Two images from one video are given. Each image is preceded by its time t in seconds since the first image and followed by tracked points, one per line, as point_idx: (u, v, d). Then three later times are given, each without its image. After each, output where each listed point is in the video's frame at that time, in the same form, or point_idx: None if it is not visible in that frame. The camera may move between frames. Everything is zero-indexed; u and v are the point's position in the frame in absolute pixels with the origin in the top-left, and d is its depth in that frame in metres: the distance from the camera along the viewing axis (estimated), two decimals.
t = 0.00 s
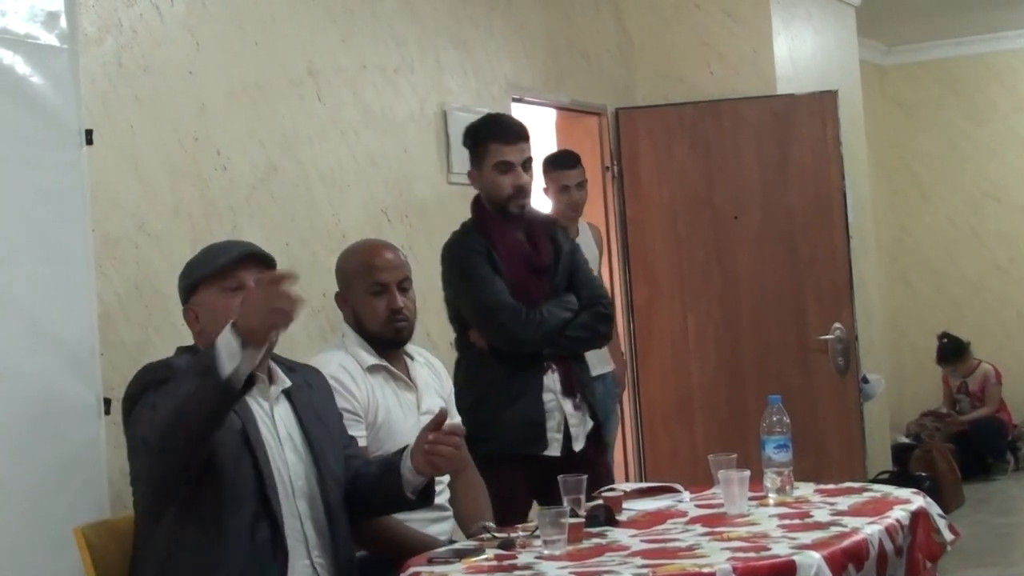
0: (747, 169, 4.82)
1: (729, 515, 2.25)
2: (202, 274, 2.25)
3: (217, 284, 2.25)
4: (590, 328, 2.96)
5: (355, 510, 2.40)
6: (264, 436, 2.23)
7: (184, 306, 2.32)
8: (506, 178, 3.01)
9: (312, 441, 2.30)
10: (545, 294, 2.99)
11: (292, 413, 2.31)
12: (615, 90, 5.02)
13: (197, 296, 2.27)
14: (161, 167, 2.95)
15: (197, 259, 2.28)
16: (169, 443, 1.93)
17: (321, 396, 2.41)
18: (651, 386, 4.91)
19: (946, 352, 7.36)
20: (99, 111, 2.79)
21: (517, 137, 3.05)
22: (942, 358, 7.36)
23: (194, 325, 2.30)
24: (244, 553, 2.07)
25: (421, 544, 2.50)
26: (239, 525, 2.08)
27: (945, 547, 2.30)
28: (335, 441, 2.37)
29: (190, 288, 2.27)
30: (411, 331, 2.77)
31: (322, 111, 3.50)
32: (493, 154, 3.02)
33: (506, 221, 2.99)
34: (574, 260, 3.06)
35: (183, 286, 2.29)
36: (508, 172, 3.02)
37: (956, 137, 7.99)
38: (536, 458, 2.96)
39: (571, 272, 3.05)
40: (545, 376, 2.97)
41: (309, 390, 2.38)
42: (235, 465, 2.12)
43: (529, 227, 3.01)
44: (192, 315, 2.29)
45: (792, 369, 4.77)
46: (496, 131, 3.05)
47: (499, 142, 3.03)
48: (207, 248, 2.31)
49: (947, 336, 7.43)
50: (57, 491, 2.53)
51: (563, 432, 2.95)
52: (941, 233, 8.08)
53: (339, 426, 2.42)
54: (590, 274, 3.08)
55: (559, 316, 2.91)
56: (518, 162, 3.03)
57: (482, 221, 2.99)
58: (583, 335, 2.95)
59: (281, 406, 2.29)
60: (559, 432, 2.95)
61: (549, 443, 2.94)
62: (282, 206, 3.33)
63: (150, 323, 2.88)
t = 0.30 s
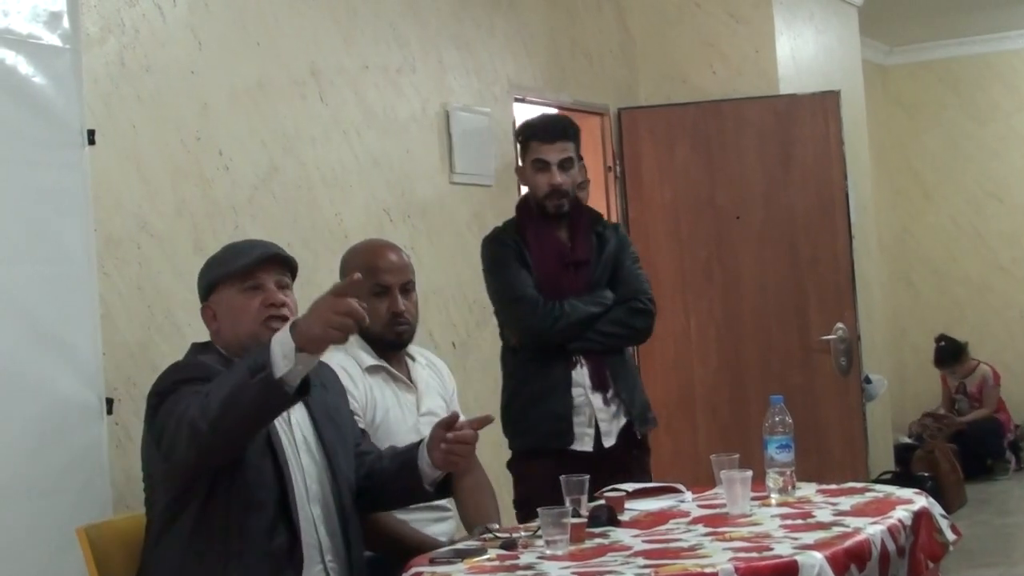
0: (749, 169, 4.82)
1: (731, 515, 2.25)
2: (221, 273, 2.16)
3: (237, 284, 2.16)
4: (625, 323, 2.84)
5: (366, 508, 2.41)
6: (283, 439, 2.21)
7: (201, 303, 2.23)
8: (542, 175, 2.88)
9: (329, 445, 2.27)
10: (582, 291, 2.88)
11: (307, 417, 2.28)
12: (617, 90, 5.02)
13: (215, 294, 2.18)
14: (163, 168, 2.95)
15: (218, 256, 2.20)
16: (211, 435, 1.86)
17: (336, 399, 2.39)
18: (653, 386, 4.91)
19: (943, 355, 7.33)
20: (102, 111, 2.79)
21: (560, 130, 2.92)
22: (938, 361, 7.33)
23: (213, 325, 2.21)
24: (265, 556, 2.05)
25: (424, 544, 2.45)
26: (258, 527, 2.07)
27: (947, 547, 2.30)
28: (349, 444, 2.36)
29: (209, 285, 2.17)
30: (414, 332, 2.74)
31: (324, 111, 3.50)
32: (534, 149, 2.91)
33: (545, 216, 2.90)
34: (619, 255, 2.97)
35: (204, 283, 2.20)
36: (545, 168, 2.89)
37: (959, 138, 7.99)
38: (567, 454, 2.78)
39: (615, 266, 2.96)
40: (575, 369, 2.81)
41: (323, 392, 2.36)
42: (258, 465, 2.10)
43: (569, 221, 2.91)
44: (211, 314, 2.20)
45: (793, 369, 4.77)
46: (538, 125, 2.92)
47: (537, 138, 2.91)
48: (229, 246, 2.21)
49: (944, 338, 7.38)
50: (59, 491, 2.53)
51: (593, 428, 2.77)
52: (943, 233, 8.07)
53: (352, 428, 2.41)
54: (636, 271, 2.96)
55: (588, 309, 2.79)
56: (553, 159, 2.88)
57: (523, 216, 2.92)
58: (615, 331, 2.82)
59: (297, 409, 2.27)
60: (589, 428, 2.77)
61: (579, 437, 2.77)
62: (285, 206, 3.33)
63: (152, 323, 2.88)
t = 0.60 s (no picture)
0: (751, 169, 4.82)
1: (732, 515, 2.25)
2: (224, 276, 2.11)
3: (242, 287, 2.12)
4: (635, 322, 2.82)
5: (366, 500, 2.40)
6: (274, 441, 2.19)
7: (192, 304, 2.17)
8: (558, 172, 2.89)
9: (322, 443, 2.26)
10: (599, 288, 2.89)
11: (299, 417, 2.27)
12: (619, 90, 5.03)
13: (213, 298, 2.13)
14: (165, 169, 2.95)
15: (215, 258, 2.14)
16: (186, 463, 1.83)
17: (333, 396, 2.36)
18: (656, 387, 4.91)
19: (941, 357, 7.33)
20: (104, 112, 2.79)
21: (577, 128, 2.94)
22: (937, 363, 7.34)
23: (208, 327, 2.14)
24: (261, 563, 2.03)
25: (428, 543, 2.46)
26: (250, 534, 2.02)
27: (949, 546, 2.30)
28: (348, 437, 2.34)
29: (208, 288, 2.12)
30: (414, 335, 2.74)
31: (326, 112, 3.50)
32: (550, 147, 2.95)
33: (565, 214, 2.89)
34: (643, 254, 2.95)
35: (199, 283, 2.14)
36: (560, 166, 2.90)
37: (960, 137, 7.98)
38: (576, 452, 2.77)
39: (637, 264, 2.94)
40: (587, 368, 2.80)
41: (317, 391, 2.33)
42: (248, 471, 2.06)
43: (591, 219, 2.90)
44: (208, 315, 2.14)
45: (795, 370, 4.77)
46: (558, 124, 2.96)
47: (558, 135, 2.94)
48: (224, 248, 2.16)
49: (942, 341, 7.38)
50: (61, 492, 2.53)
51: (603, 426, 2.76)
52: (945, 233, 8.07)
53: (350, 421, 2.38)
54: (658, 270, 2.94)
55: (596, 309, 2.78)
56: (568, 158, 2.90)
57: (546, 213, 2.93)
58: (627, 330, 2.80)
59: (291, 408, 2.26)
60: (599, 426, 2.76)
61: (588, 435, 2.76)
62: (286, 206, 3.33)
63: (155, 323, 2.89)
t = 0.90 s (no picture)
0: (752, 169, 4.82)
1: (733, 515, 2.25)
2: (226, 280, 2.12)
3: (243, 290, 2.14)
4: (635, 319, 2.80)
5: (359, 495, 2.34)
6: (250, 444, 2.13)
7: (187, 314, 2.14)
8: (559, 171, 2.90)
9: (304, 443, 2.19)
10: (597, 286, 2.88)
11: (284, 415, 2.21)
12: (619, 90, 5.03)
13: (215, 302, 2.12)
14: (166, 168, 2.95)
15: (207, 263, 2.14)
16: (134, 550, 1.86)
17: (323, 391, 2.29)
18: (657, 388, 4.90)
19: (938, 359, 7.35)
20: (104, 112, 2.79)
21: (579, 125, 2.93)
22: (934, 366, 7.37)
23: (205, 331, 2.13)
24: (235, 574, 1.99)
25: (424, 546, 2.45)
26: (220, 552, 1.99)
27: (949, 546, 2.30)
28: (337, 431, 2.26)
29: (211, 292, 2.12)
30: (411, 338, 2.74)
31: (327, 111, 3.50)
32: (553, 145, 2.94)
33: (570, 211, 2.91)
34: (648, 252, 2.91)
35: (195, 286, 2.13)
36: (562, 163, 2.90)
37: (961, 137, 7.98)
38: (573, 450, 2.78)
39: (642, 262, 2.91)
40: (586, 366, 2.80)
41: (307, 387, 2.27)
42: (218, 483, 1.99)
43: (595, 217, 2.91)
44: (205, 319, 2.13)
45: (796, 369, 4.76)
46: (561, 123, 2.95)
47: (560, 133, 2.93)
48: (213, 252, 2.17)
49: (938, 343, 7.40)
50: (61, 491, 2.53)
51: (598, 425, 2.76)
52: (946, 232, 8.07)
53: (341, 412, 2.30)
54: (662, 269, 2.90)
55: (594, 305, 2.77)
56: (569, 156, 2.89)
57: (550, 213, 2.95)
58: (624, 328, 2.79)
59: (273, 408, 2.20)
60: (595, 425, 2.76)
61: (584, 433, 2.77)
62: (287, 206, 3.33)
63: (155, 322, 2.89)
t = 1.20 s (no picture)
0: (753, 169, 4.81)
1: (734, 514, 2.25)
2: (233, 280, 2.10)
3: (251, 289, 2.12)
4: (628, 319, 2.80)
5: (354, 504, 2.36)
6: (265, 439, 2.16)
7: (192, 314, 2.12)
8: (553, 169, 2.90)
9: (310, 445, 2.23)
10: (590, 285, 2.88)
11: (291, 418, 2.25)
12: (620, 90, 5.03)
13: (222, 302, 2.10)
14: (166, 167, 2.95)
15: (211, 264, 2.12)
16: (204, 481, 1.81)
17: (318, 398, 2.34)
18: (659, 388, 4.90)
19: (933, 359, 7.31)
20: (104, 111, 2.79)
21: (573, 124, 2.92)
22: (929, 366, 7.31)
23: (214, 331, 2.10)
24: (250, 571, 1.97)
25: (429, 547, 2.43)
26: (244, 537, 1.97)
27: (950, 545, 2.30)
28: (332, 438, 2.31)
29: (218, 293, 2.09)
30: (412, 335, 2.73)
31: (327, 111, 3.50)
32: (547, 144, 2.94)
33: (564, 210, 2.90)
34: (643, 251, 2.91)
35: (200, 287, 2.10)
36: (555, 163, 2.90)
37: (961, 136, 7.98)
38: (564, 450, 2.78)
39: (637, 261, 2.91)
40: (578, 365, 2.79)
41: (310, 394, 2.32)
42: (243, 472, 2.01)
43: (591, 215, 2.90)
44: (214, 319, 2.10)
45: (797, 369, 4.76)
46: (556, 122, 2.95)
47: (554, 132, 2.93)
48: (218, 252, 2.14)
49: (930, 346, 7.35)
50: (62, 491, 2.53)
51: (590, 425, 2.76)
52: (946, 231, 8.07)
53: (332, 420, 2.36)
54: (657, 268, 2.90)
55: (587, 303, 2.77)
56: (562, 155, 2.88)
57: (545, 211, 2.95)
58: (616, 327, 2.79)
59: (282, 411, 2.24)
60: (586, 425, 2.77)
61: (576, 432, 2.77)
62: (287, 206, 3.33)
63: (155, 322, 2.89)
